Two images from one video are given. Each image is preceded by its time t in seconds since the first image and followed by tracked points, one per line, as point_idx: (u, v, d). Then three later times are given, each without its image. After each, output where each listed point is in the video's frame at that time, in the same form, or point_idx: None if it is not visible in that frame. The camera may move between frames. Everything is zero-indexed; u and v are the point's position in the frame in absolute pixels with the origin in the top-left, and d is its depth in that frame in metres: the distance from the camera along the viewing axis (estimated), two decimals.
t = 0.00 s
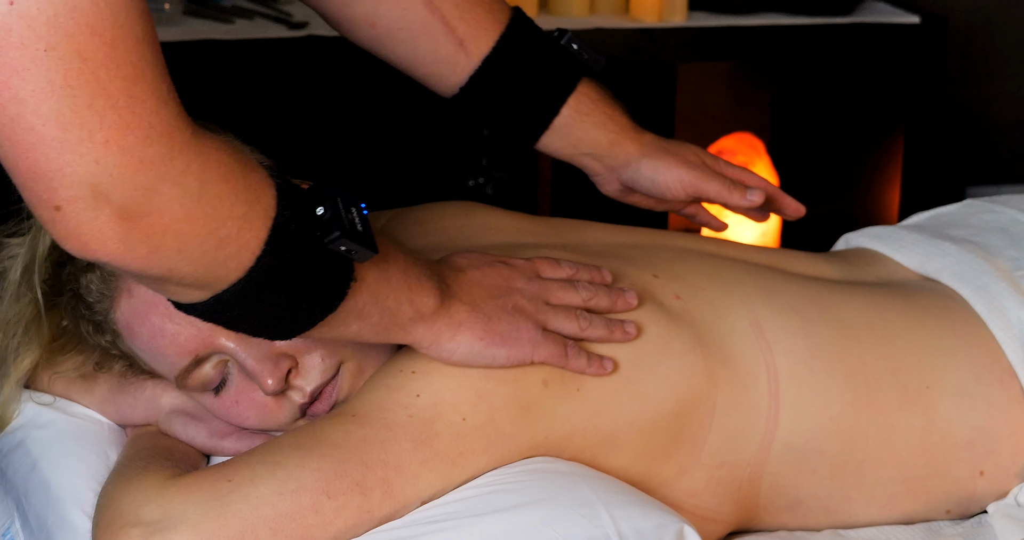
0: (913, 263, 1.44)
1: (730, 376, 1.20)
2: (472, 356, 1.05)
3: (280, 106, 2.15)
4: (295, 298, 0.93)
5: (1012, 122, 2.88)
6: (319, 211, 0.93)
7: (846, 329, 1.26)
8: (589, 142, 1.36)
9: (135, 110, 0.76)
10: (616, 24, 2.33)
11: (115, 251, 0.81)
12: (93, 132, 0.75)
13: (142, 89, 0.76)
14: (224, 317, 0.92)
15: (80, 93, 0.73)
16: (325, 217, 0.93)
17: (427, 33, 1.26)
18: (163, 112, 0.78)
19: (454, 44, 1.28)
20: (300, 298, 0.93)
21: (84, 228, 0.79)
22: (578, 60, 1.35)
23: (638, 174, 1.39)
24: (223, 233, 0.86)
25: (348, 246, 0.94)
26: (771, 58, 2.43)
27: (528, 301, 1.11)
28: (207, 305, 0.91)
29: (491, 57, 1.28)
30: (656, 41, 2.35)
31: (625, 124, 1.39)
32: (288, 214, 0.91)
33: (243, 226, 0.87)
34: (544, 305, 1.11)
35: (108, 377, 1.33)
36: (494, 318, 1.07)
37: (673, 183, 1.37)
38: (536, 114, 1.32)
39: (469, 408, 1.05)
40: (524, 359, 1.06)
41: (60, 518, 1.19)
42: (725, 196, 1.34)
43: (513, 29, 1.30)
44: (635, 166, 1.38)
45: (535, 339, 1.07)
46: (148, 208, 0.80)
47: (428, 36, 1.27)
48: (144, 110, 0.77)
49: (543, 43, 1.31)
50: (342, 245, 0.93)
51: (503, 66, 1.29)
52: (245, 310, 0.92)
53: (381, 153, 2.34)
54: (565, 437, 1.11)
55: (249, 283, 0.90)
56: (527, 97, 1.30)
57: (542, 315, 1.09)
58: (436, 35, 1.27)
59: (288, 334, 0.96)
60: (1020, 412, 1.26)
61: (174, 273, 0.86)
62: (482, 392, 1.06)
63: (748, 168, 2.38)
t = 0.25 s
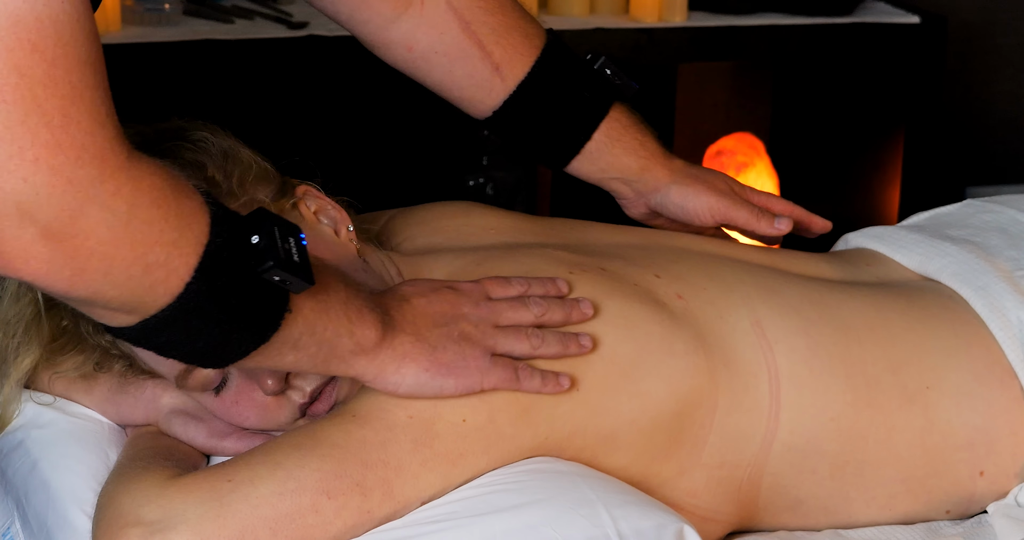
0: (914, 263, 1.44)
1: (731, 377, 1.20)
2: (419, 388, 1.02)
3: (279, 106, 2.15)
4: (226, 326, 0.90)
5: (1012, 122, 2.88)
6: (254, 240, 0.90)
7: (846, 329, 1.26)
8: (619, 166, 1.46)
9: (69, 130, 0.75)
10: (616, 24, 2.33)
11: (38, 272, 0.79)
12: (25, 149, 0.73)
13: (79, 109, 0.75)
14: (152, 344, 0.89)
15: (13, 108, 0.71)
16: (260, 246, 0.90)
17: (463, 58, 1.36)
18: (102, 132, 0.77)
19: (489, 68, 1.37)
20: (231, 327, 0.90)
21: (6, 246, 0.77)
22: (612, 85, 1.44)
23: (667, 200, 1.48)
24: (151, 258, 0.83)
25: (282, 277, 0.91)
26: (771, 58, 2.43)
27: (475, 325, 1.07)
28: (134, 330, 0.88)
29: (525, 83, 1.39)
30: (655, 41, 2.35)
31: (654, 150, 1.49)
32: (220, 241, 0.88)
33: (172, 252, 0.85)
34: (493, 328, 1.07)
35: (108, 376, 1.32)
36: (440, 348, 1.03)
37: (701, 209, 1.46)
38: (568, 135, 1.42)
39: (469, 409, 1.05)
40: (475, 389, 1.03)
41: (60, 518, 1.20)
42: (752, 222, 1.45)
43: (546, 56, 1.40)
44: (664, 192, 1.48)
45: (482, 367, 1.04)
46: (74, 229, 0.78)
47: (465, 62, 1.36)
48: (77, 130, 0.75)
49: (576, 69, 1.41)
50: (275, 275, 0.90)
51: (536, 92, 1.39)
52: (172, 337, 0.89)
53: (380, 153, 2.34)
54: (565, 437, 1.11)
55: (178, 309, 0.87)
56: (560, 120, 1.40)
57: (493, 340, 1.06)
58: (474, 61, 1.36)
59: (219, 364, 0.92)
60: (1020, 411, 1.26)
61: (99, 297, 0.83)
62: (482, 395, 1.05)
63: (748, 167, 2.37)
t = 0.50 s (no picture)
0: (913, 263, 1.44)
1: (732, 376, 1.20)
2: (345, 423, 1.00)
3: (280, 106, 2.14)
4: (144, 342, 0.89)
5: (1012, 122, 2.88)
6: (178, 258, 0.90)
7: (846, 329, 1.26)
8: (621, 174, 1.50)
9: None
10: (616, 24, 2.33)
11: None
12: None
13: (8, 110, 0.74)
14: (69, 356, 0.88)
15: None
16: (184, 263, 0.89)
17: (469, 67, 1.37)
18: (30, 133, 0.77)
19: (494, 77, 1.39)
20: (148, 345, 0.89)
21: None
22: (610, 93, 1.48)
23: (668, 208, 1.54)
24: (69, 266, 0.82)
25: (205, 296, 0.90)
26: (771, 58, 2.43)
27: (405, 358, 1.04)
28: (51, 340, 0.87)
29: (533, 89, 1.41)
30: (655, 41, 2.35)
31: (656, 159, 1.53)
32: (144, 256, 0.87)
33: (90, 263, 0.84)
34: (424, 362, 1.05)
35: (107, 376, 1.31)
36: (369, 382, 1.01)
37: (702, 217, 1.52)
38: (572, 142, 1.44)
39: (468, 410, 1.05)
40: (404, 425, 1.01)
41: (60, 518, 1.20)
42: (751, 230, 1.51)
43: (551, 63, 1.42)
44: (665, 201, 1.53)
45: (411, 401, 1.01)
46: None
47: (470, 70, 1.37)
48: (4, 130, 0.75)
49: (581, 76, 1.44)
50: (195, 293, 0.90)
51: (544, 97, 1.41)
52: (89, 349, 0.88)
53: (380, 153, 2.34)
54: (564, 437, 1.10)
55: (95, 322, 0.86)
56: (565, 126, 1.43)
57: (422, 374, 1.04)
58: (480, 69, 1.37)
59: (136, 382, 0.91)
60: (1020, 411, 1.26)
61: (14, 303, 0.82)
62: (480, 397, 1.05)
63: (748, 167, 2.37)
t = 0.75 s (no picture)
0: (913, 263, 1.44)
1: (732, 376, 1.20)
2: (270, 456, 0.97)
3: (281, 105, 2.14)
4: (70, 341, 0.85)
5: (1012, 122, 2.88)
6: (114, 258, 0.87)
7: (846, 329, 1.26)
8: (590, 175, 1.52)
9: None
10: (616, 24, 2.33)
11: None
12: None
13: None
14: None
15: None
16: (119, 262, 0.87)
17: (438, 64, 1.38)
18: None
19: (465, 75, 1.40)
20: (74, 343, 0.85)
21: None
22: (581, 94, 1.50)
23: (637, 208, 1.56)
24: None
25: (135, 299, 0.87)
26: (771, 58, 2.43)
27: (333, 393, 1.00)
28: None
29: (503, 88, 1.43)
30: (655, 41, 2.35)
31: (624, 161, 1.56)
32: (79, 250, 0.84)
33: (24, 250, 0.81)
34: (351, 399, 1.00)
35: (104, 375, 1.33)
36: (295, 414, 0.97)
37: (672, 217, 1.54)
38: (542, 142, 1.47)
39: (466, 410, 1.05)
40: (329, 461, 0.97)
41: (60, 517, 1.20)
42: (720, 230, 1.50)
43: (523, 63, 1.44)
44: (633, 201, 1.55)
45: (339, 436, 0.98)
46: None
47: (440, 67, 1.39)
48: None
49: (551, 77, 1.46)
50: (128, 294, 0.87)
51: (513, 97, 1.43)
52: (10, 346, 0.83)
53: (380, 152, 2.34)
54: (563, 437, 1.10)
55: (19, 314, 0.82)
56: (535, 126, 1.45)
57: (348, 410, 0.99)
58: (450, 66, 1.39)
59: (58, 387, 0.87)
60: (1019, 411, 1.26)
61: None
62: (480, 395, 1.05)
63: (748, 167, 2.37)
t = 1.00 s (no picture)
0: (913, 262, 1.44)
1: (732, 377, 1.20)
2: (199, 474, 0.93)
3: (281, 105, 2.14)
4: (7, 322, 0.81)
5: (1011, 122, 2.89)
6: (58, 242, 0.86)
7: (846, 329, 1.26)
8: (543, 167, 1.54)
9: None
10: (616, 24, 2.33)
11: None
12: None
13: None
14: None
15: None
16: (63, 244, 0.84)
17: (388, 50, 1.41)
18: None
19: (413, 61, 1.42)
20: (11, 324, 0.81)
21: None
22: (532, 87, 1.52)
23: (589, 201, 1.60)
24: None
25: (79, 283, 0.86)
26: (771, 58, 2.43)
27: (268, 417, 0.97)
28: None
29: (450, 78, 1.45)
30: (655, 41, 2.35)
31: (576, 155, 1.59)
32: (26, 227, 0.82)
33: None
34: (285, 426, 0.97)
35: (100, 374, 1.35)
36: (229, 432, 0.94)
37: (624, 210, 1.58)
38: (490, 131, 1.49)
39: (467, 408, 1.05)
40: (259, 484, 0.94)
41: (60, 518, 1.20)
42: (672, 221, 1.56)
43: (471, 54, 1.47)
44: (585, 194, 1.59)
45: (272, 460, 0.95)
46: None
47: (388, 55, 1.41)
48: None
49: (499, 67, 1.48)
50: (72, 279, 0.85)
51: (462, 86, 1.45)
52: None
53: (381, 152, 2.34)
54: (564, 436, 1.10)
55: None
56: (485, 115, 1.47)
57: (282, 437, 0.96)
58: (398, 53, 1.41)
59: None
60: (1019, 411, 1.27)
61: None
62: (480, 392, 1.05)
63: (748, 167, 2.38)
